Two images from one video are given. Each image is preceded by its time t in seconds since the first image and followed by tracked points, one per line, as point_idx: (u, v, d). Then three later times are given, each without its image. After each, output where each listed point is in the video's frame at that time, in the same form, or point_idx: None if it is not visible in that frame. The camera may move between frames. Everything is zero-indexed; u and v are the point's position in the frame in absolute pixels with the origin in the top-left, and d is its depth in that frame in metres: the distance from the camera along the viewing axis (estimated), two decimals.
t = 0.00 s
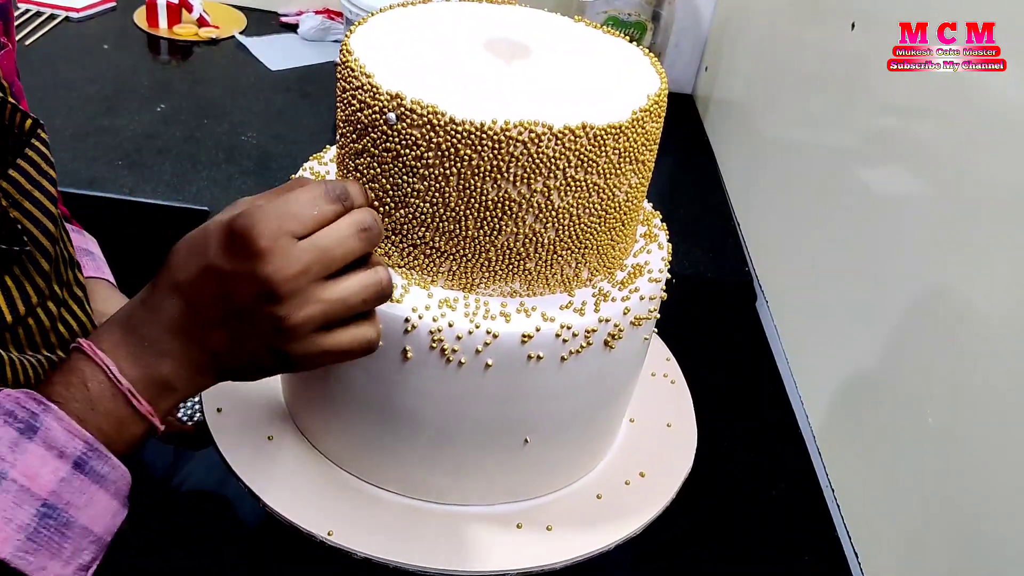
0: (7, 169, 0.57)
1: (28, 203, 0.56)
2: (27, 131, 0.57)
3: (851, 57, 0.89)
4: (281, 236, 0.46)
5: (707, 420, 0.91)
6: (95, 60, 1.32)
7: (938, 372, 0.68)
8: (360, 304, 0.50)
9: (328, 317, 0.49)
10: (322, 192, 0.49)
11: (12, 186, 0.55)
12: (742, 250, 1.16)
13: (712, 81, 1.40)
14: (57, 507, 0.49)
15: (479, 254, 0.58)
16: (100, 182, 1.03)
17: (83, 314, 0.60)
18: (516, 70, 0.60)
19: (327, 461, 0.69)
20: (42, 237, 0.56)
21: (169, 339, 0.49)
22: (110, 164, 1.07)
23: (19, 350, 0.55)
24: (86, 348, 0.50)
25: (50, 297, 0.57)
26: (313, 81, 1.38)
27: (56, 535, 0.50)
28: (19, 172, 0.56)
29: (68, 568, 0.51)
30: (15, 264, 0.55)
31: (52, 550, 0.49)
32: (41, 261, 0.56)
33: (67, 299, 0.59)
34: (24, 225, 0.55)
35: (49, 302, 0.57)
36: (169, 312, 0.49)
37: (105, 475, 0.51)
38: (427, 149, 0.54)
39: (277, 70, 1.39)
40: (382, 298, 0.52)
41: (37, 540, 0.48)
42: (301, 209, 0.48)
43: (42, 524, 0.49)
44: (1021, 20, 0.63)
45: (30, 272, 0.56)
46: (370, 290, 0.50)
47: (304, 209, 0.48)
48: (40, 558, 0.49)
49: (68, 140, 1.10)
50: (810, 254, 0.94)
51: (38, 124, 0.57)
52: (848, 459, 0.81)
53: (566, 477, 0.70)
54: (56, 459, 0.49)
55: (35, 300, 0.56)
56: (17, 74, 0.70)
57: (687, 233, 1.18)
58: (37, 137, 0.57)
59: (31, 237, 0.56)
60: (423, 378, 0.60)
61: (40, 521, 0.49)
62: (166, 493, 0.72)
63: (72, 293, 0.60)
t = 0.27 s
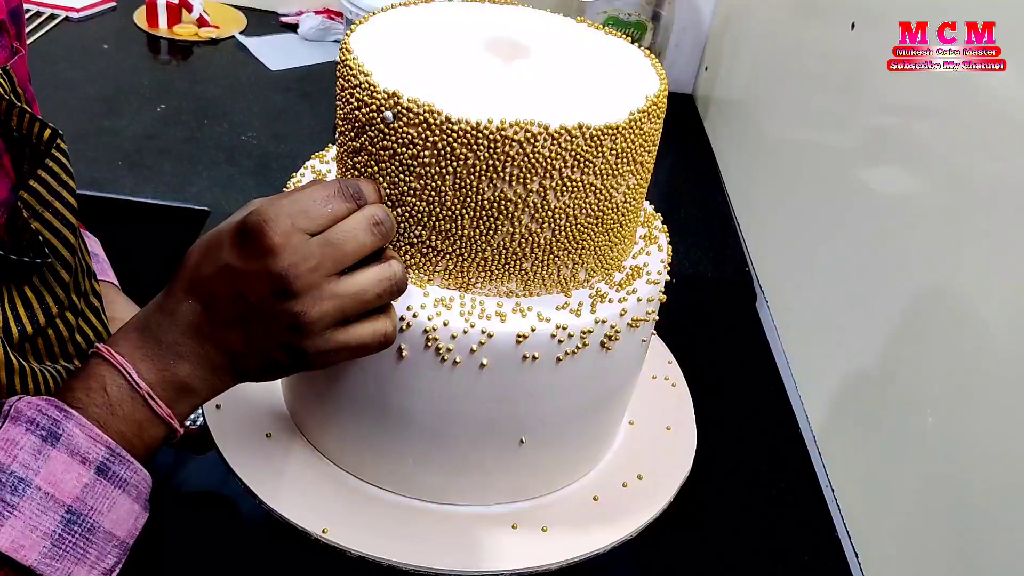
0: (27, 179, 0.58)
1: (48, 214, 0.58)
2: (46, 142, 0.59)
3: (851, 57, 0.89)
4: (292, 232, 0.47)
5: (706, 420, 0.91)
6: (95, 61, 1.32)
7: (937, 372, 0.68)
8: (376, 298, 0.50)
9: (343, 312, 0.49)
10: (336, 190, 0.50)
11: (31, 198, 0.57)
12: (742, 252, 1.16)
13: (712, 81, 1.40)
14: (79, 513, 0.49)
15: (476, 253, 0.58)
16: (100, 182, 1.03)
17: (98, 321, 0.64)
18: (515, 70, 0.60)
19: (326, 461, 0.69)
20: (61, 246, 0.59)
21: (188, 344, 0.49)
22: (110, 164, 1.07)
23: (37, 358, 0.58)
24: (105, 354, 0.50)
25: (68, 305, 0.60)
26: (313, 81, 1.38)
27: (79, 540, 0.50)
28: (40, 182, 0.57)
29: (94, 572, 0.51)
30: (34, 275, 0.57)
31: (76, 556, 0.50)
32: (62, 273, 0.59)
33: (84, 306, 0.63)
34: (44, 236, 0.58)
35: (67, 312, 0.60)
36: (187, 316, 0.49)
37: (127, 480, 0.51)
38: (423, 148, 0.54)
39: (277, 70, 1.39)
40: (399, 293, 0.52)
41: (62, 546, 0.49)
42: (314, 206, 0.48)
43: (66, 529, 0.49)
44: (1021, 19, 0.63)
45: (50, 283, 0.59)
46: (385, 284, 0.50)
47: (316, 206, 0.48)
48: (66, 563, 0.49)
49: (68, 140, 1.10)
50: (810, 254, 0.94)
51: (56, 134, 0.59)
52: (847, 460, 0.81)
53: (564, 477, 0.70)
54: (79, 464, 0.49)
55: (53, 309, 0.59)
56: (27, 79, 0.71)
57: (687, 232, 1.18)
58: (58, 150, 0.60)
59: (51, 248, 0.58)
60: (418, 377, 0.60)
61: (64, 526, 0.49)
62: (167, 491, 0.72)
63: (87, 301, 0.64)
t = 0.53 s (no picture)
0: (29, 178, 0.58)
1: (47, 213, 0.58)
2: (45, 142, 0.59)
3: (851, 56, 0.89)
4: (299, 220, 0.47)
5: (706, 420, 0.91)
6: (95, 60, 1.32)
7: (937, 372, 0.68)
8: (382, 289, 0.50)
9: (349, 302, 0.49)
10: (342, 183, 0.51)
11: (30, 197, 0.57)
12: (742, 252, 1.16)
13: (712, 81, 1.40)
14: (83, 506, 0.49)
15: (475, 253, 0.58)
16: (100, 182, 1.03)
17: (97, 321, 0.63)
18: (515, 71, 0.60)
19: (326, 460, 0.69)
20: (61, 245, 0.58)
21: (193, 335, 0.50)
22: (110, 164, 1.07)
23: (38, 358, 0.58)
24: (109, 346, 0.50)
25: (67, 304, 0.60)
26: (313, 81, 1.38)
27: (82, 534, 0.50)
28: (39, 182, 0.57)
29: (97, 567, 0.51)
30: (34, 274, 0.57)
31: (79, 551, 0.50)
32: (61, 272, 0.59)
33: (83, 306, 0.62)
34: (44, 236, 0.57)
35: (67, 311, 0.59)
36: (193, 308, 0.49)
37: (130, 474, 0.51)
38: (422, 147, 0.54)
39: (277, 70, 1.39)
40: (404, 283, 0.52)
41: (65, 540, 0.49)
42: (321, 197, 0.49)
43: (70, 524, 0.49)
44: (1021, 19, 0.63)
45: (50, 282, 0.58)
46: (391, 274, 0.50)
47: (322, 197, 0.49)
48: (68, 558, 0.49)
49: (68, 140, 1.10)
50: (810, 254, 0.94)
51: (56, 133, 0.59)
52: (847, 460, 0.81)
53: (563, 477, 0.70)
54: (82, 459, 0.49)
55: (52, 308, 0.58)
56: (27, 80, 0.71)
57: (687, 233, 1.18)
58: (57, 149, 0.59)
59: (51, 247, 0.58)
60: (416, 376, 0.60)
61: (67, 520, 0.49)
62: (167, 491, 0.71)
63: (87, 301, 0.63)
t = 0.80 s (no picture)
0: (23, 178, 0.60)
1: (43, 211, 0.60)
2: (42, 139, 0.61)
3: (851, 56, 0.89)
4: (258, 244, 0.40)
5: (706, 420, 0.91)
6: (95, 60, 1.32)
7: (937, 372, 0.68)
8: (343, 310, 0.46)
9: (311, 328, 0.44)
10: (299, 196, 0.44)
11: (27, 194, 0.59)
12: (743, 252, 1.15)
13: (712, 81, 1.40)
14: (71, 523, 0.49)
15: (473, 253, 0.58)
16: (100, 182, 1.03)
17: (93, 319, 0.65)
18: (514, 71, 0.60)
19: (325, 460, 0.69)
20: (57, 242, 0.60)
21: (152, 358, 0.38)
22: (110, 164, 1.07)
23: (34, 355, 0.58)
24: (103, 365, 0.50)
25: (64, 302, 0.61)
26: (313, 81, 1.38)
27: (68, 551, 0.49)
28: (35, 180, 0.60)
29: None
30: (30, 270, 0.58)
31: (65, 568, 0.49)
32: (59, 268, 0.60)
33: (80, 303, 0.64)
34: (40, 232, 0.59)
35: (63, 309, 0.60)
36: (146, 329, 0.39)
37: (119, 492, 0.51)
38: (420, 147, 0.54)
39: (277, 70, 1.39)
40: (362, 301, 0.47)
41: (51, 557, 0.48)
42: (275, 212, 0.41)
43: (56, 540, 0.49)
44: (1022, 19, 0.63)
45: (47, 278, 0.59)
46: (351, 295, 0.46)
47: (281, 212, 0.41)
48: None
49: (67, 140, 1.10)
50: (810, 254, 0.94)
51: (53, 131, 0.61)
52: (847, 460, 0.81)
53: (562, 477, 0.70)
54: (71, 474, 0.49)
55: (49, 305, 0.58)
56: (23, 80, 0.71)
57: (687, 232, 1.18)
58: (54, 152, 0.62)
59: (47, 244, 0.60)
60: (414, 375, 0.60)
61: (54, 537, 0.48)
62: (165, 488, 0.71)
63: (83, 297, 0.65)
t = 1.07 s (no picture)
0: None
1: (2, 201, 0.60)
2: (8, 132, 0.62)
3: (851, 56, 0.89)
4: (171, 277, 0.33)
5: (706, 420, 0.91)
6: (94, 60, 1.32)
7: (937, 372, 0.68)
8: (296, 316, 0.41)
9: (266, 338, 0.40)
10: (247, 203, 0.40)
11: None
12: (742, 253, 1.16)
13: (712, 81, 1.39)
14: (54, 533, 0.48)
15: (475, 253, 0.58)
16: (100, 182, 1.03)
17: (58, 317, 0.64)
18: (515, 70, 0.60)
19: (327, 461, 0.69)
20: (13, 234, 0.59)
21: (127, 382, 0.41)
22: (109, 165, 1.07)
23: None
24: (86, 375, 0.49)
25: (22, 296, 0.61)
26: (313, 81, 1.38)
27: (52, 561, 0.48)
28: None
29: None
30: None
31: None
32: (11, 261, 0.60)
33: (43, 299, 0.63)
34: None
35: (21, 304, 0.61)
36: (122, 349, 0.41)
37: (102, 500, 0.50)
38: (422, 148, 0.54)
39: (277, 70, 1.39)
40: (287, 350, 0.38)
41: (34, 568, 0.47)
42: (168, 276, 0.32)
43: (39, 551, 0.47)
44: (1021, 19, 0.63)
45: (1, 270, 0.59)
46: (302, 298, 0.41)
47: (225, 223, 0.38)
48: None
49: (67, 140, 1.10)
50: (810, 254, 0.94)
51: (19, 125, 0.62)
52: (847, 460, 0.81)
53: (564, 477, 0.70)
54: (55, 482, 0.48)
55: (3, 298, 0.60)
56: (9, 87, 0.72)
57: (687, 232, 1.18)
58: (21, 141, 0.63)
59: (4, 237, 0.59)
60: (416, 376, 0.60)
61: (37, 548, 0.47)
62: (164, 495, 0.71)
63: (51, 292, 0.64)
